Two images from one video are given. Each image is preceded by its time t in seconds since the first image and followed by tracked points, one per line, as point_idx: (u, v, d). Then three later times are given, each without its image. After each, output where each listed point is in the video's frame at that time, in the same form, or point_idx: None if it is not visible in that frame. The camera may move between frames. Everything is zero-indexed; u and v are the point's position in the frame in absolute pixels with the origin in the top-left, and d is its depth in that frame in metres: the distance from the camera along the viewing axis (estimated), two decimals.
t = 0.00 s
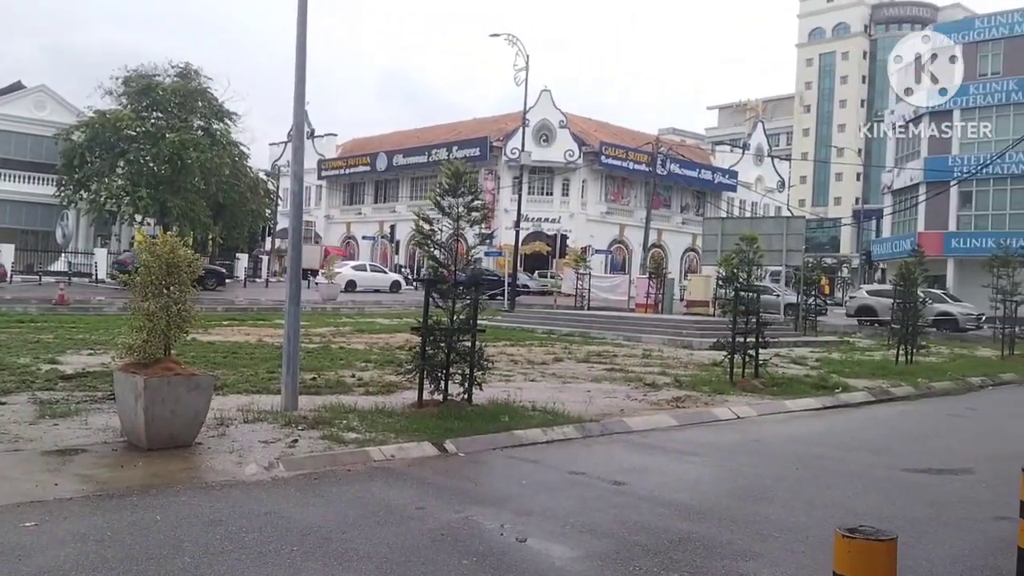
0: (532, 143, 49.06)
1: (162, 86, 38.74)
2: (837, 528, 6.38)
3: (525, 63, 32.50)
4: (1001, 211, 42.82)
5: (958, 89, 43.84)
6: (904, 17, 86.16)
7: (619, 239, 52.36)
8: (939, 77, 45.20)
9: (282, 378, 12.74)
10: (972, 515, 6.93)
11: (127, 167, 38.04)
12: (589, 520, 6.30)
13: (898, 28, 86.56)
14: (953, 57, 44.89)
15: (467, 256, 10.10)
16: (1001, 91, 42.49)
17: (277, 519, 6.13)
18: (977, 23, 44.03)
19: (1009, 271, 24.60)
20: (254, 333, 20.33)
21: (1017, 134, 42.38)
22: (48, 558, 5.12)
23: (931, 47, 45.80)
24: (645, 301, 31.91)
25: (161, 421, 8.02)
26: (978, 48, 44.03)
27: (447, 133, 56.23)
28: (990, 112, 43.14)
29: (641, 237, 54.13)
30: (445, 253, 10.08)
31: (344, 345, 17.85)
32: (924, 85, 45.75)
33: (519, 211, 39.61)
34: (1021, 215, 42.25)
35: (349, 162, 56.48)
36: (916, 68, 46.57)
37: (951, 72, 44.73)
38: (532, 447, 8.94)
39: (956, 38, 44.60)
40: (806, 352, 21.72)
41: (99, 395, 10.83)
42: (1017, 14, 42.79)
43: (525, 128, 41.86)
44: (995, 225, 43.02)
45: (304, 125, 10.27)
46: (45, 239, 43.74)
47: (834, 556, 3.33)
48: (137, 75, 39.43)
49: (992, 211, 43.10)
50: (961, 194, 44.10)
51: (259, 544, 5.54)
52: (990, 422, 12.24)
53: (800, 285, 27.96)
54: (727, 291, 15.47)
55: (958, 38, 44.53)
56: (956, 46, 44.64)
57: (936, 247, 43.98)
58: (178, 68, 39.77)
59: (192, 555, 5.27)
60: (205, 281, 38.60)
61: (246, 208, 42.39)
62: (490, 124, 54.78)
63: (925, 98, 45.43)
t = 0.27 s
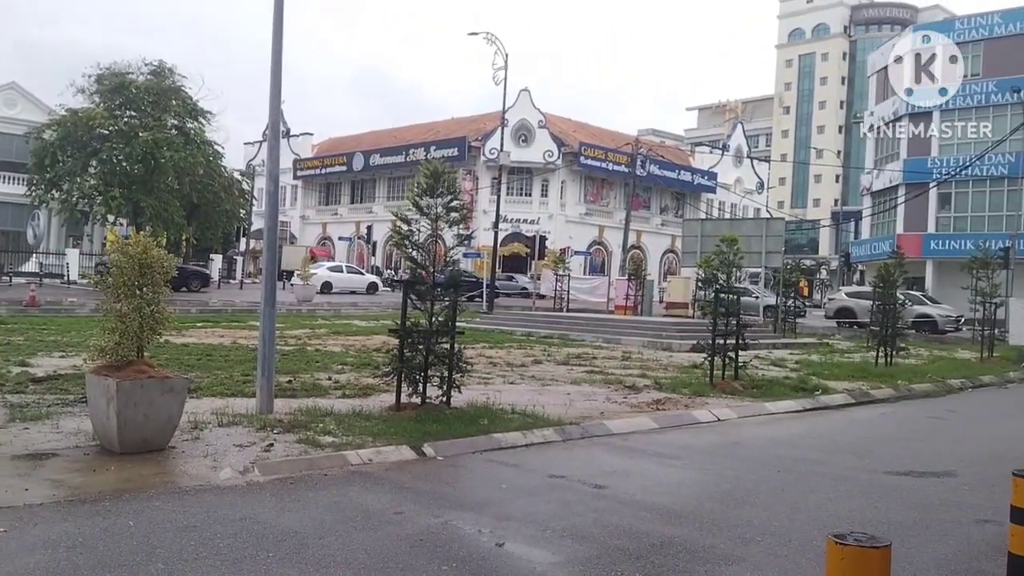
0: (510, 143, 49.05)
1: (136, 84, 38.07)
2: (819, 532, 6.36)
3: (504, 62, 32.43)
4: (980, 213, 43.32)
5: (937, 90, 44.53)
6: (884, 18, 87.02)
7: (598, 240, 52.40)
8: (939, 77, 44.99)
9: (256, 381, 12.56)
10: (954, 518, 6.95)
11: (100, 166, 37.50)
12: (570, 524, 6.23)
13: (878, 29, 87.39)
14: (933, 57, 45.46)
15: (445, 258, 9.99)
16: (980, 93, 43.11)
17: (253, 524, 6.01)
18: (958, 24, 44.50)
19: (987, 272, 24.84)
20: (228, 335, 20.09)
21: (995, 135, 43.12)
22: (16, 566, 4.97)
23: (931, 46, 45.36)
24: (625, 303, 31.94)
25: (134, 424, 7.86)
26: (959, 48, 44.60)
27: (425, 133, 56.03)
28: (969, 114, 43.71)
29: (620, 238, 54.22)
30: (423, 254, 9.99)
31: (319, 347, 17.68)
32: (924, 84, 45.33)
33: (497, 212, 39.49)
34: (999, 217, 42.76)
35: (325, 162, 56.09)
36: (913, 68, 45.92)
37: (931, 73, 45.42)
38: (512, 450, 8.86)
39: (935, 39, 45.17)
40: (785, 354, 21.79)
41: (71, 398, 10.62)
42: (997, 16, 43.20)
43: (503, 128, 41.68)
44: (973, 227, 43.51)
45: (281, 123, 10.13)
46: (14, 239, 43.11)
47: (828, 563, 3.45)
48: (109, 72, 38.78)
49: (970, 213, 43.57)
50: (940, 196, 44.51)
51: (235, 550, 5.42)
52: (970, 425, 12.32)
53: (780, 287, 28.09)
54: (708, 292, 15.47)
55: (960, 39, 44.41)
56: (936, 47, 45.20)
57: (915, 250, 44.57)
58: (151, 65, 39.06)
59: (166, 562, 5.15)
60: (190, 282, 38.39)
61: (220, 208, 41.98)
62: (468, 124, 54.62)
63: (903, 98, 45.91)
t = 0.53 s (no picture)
0: (500, 145, 49.03)
1: (118, 83, 37.86)
2: (809, 537, 6.31)
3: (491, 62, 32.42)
4: (968, 216, 43.55)
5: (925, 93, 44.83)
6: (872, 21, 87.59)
7: (586, 243, 52.37)
8: (939, 78, 44.73)
9: (242, 385, 12.41)
10: (945, 522, 6.91)
11: (82, 167, 37.14)
12: (559, 529, 6.15)
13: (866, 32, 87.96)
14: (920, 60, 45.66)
15: (431, 260, 9.91)
16: (969, 97, 43.31)
17: (235, 530, 5.90)
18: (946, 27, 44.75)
19: (976, 275, 24.95)
20: (213, 337, 19.93)
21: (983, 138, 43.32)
22: None
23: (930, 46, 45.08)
24: (613, 306, 31.92)
25: (117, 429, 7.72)
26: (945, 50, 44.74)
27: (411, 134, 55.89)
28: (957, 117, 43.90)
29: (608, 241, 54.24)
30: (409, 256, 9.90)
31: (305, 350, 17.55)
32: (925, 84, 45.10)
33: (485, 214, 39.41)
34: (987, 220, 42.96)
35: (311, 163, 55.88)
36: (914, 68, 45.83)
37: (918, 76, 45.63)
38: (499, 454, 8.77)
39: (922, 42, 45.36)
40: (774, 357, 21.80)
41: (51, 402, 10.44)
42: (985, 20, 43.43)
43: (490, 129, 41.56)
44: (961, 230, 43.67)
45: (265, 123, 10.02)
46: None
47: (823, 568, 3.39)
48: (92, 71, 38.51)
49: (958, 217, 43.80)
50: (929, 199, 44.84)
51: (218, 557, 5.31)
52: (959, 428, 12.32)
53: (768, 289, 28.14)
54: (697, 295, 15.45)
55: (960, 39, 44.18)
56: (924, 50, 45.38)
57: (903, 252, 44.92)
58: (133, 65, 38.88)
59: (146, 570, 5.03)
60: (183, 284, 38.24)
61: (205, 209, 41.69)
62: (455, 126, 54.51)
63: (892, 102, 46.33)
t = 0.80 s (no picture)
0: (488, 146, 49.19)
1: (103, 84, 37.57)
2: (801, 542, 6.24)
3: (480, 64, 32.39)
4: (957, 219, 43.70)
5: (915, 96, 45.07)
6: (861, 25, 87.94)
7: (576, 245, 52.35)
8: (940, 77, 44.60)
9: (228, 388, 12.26)
10: (937, 526, 6.84)
11: (67, 167, 36.87)
12: (549, 534, 6.06)
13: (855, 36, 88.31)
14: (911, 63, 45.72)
15: (420, 261, 9.81)
16: (958, 100, 43.50)
17: (218, 536, 5.78)
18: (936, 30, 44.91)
19: (965, 278, 25.01)
20: (200, 340, 19.75)
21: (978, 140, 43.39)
22: None
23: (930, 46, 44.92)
24: (603, 308, 31.88)
25: (99, 433, 7.59)
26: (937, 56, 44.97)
27: (401, 136, 55.74)
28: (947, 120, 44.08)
29: (599, 244, 54.23)
30: (397, 258, 9.80)
31: (293, 352, 17.40)
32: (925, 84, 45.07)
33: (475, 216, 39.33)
34: (976, 224, 43.19)
35: (299, 165, 55.68)
36: (914, 66, 45.69)
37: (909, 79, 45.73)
38: (488, 458, 8.67)
39: (913, 45, 45.43)
40: (765, 361, 21.78)
41: (34, 406, 10.27)
42: (974, 22, 43.56)
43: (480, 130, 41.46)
44: (951, 234, 43.85)
45: (250, 124, 9.91)
46: None
47: None
48: (77, 70, 38.01)
49: (948, 220, 43.95)
50: (918, 203, 44.95)
51: (200, 563, 5.19)
52: (949, 431, 12.30)
53: (758, 292, 28.14)
54: (687, 298, 15.40)
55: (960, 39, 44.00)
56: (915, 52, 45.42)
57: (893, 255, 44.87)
58: (119, 65, 38.62)
59: None
60: (177, 286, 37.88)
61: (192, 211, 41.47)
62: (445, 128, 54.38)
63: (881, 104, 46.42)
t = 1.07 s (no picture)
0: (476, 148, 49.09)
1: (87, 84, 37.27)
2: (787, 547, 6.19)
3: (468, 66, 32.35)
4: (943, 223, 43.92)
5: (902, 102, 45.18)
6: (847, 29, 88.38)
7: (564, 248, 52.34)
8: (940, 78, 44.60)
9: (211, 391, 12.11)
10: (925, 531, 6.81)
11: (51, 168, 36.60)
12: (533, 540, 5.98)
13: (841, 40, 88.77)
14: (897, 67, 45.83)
15: (406, 264, 9.72)
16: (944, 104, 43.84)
17: (196, 543, 5.67)
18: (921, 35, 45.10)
19: (951, 282, 25.08)
20: (185, 342, 19.57)
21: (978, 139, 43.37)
22: None
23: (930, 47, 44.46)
24: (591, 311, 31.83)
25: (77, 437, 7.46)
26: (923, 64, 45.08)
27: (388, 138, 55.58)
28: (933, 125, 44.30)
29: (587, 246, 54.22)
30: (383, 261, 9.71)
31: (279, 355, 17.25)
32: (925, 84, 44.96)
33: (463, 218, 39.23)
34: (962, 228, 43.46)
35: (286, 167, 55.45)
36: (913, 67, 45.41)
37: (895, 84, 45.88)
38: (473, 463, 8.58)
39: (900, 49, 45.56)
40: (753, 364, 21.78)
41: (12, 409, 10.11)
42: (961, 27, 43.95)
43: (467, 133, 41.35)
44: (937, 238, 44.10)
45: (231, 127, 9.80)
46: None
47: None
48: (59, 71, 37.74)
49: (934, 224, 44.17)
50: (905, 207, 45.11)
51: (177, 571, 5.07)
52: (935, 435, 12.30)
53: (746, 295, 28.16)
54: (674, 302, 15.37)
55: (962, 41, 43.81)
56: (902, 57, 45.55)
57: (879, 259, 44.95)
58: (102, 65, 38.37)
59: None
60: (168, 288, 37.56)
61: (178, 213, 41.18)
62: (432, 130, 54.26)
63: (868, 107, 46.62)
